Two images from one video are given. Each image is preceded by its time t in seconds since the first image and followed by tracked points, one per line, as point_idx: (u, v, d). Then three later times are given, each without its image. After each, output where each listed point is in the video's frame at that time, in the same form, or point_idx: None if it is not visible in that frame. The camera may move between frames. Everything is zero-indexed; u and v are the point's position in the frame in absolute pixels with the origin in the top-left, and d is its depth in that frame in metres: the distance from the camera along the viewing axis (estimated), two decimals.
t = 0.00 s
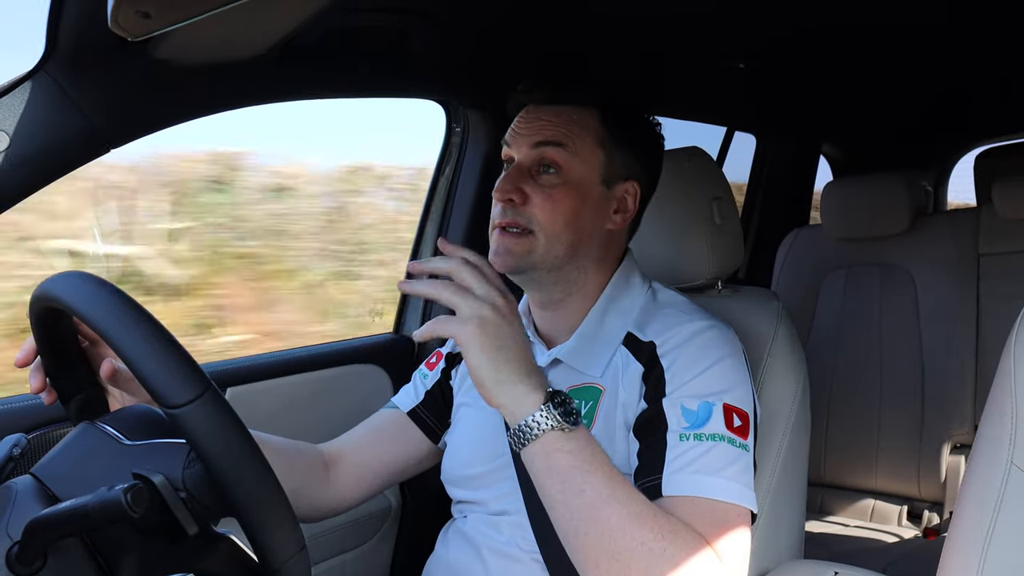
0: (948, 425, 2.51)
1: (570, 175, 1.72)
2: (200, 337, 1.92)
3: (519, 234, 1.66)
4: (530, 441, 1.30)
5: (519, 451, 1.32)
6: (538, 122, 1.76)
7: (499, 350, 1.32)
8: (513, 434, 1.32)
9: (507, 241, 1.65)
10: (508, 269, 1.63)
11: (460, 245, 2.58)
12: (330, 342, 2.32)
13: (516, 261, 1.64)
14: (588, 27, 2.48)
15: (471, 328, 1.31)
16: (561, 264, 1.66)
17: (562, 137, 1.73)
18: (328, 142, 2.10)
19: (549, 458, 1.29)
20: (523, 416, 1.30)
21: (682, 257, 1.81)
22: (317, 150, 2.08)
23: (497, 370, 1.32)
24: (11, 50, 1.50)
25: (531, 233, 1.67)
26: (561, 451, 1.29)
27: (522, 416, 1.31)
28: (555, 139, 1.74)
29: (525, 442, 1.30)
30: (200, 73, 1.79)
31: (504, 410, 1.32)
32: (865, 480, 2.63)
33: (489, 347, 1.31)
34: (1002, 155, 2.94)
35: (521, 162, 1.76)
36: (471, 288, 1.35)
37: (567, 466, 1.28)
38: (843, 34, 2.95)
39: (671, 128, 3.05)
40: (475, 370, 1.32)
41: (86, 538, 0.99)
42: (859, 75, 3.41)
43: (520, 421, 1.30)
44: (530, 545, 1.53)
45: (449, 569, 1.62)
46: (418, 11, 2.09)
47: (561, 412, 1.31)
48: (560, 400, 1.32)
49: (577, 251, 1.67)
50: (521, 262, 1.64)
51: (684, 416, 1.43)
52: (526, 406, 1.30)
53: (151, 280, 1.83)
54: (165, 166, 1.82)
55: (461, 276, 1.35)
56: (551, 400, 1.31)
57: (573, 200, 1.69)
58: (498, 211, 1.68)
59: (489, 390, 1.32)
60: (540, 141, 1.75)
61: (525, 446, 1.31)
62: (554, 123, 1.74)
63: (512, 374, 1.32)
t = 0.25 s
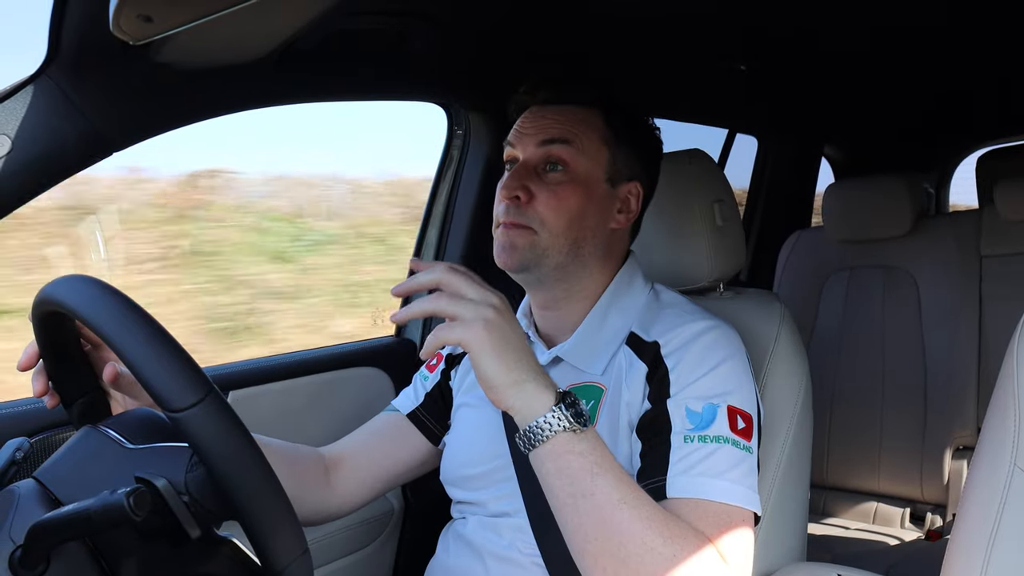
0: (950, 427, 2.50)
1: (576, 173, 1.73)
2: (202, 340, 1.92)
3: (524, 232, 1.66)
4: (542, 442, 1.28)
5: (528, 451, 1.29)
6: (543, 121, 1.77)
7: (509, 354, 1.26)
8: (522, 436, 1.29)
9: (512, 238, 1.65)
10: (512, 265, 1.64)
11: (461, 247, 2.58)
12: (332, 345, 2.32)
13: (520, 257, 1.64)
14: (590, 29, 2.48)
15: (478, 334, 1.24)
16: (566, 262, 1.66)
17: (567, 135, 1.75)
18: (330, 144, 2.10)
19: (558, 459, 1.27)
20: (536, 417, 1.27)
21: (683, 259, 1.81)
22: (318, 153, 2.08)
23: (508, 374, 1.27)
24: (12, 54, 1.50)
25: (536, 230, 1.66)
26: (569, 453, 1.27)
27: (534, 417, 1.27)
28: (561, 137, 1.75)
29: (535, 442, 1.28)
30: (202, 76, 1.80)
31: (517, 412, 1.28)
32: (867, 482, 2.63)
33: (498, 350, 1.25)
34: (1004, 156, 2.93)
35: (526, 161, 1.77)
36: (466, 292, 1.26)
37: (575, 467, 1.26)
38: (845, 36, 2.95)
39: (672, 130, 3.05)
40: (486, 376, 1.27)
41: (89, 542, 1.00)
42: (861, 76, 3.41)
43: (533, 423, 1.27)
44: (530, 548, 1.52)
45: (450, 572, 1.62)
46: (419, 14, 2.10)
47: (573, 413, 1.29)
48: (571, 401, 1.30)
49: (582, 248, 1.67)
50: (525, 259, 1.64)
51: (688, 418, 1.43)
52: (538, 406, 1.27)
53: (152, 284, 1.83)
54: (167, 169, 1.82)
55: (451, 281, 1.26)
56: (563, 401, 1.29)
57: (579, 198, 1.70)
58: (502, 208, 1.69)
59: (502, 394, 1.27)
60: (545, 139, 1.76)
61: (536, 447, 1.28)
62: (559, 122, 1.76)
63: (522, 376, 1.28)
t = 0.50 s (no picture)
0: (950, 427, 2.51)
1: (578, 169, 1.75)
2: (202, 339, 1.92)
3: (528, 228, 1.70)
4: (537, 443, 1.28)
5: (526, 453, 1.30)
6: (544, 118, 1.80)
7: (485, 372, 1.29)
8: (519, 437, 1.29)
9: (516, 234, 1.69)
10: (516, 260, 1.67)
11: (461, 246, 2.58)
12: (331, 344, 2.32)
13: (524, 252, 1.67)
14: (589, 29, 2.48)
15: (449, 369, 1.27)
16: (569, 257, 1.68)
17: (569, 132, 1.77)
18: (330, 144, 2.10)
19: (554, 458, 1.27)
20: (529, 419, 1.28)
21: (682, 259, 1.80)
22: (318, 152, 2.08)
23: (492, 386, 1.29)
24: (13, 52, 1.49)
25: (540, 225, 1.70)
26: (565, 452, 1.27)
27: (525, 423, 1.28)
28: (562, 134, 1.77)
29: (532, 444, 1.28)
30: (202, 75, 1.80)
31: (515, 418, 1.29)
32: (867, 482, 2.63)
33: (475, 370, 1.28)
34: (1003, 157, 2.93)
35: (529, 157, 1.80)
36: (423, 340, 1.30)
37: (571, 466, 1.27)
38: (845, 36, 2.95)
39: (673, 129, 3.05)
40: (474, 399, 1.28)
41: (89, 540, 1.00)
42: (860, 76, 3.41)
43: (529, 425, 1.28)
44: (529, 547, 1.53)
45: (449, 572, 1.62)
46: (419, 13, 2.09)
47: (567, 414, 1.29)
48: (564, 401, 1.31)
49: (586, 243, 1.70)
50: (529, 254, 1.67)
51: (686, 417, 1.43)
52: (532, 409, 1.28)
53: (152, 283, 1.83)
54: (167, 169, 1.82)
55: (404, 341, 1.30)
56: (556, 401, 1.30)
57: (582, 194, 1.73)
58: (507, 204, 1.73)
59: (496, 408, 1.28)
60: (547, 136, 1.78)
61: (532, 448, 1.29)
62: (561, 119, 1.78)
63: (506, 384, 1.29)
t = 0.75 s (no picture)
0: (950, 422, 2.51)
1: (580, 161, 1.76)
2: (202, 336, 1.92)
3: (531, 219, 1.71)
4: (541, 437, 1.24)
5: (530, 445, 1.26)
6: (546, 111, 1.81)
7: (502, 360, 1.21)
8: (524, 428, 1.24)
9: (519, 227, 1.70)
10: (519, 252, 1.68)
11: (461, 242, 2.58)
12: (332, 341, 2.32)
13: (527, 244, 1.68)
14: (589, 24, 2.47)
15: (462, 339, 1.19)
16: (572, 248, 1.69)
17: (571, 124, 1.78)
18: (329, 140, 2.10)
19: (563, 454, 1.24)
20: (537, 412, 1.22)
21: (682, 255, 1.80)
22: (318, 149, 2.08)
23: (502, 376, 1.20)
24: (12, 49, 1.49)
25: (543, 217, 1.71)
26: (574, 448, 1.25)
27: (535, 415, 1.22)
28: (564, 126, 1.78)
29: (538, 437, 1.24)
30: (202, 71, 1.79)
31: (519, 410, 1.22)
32: (868, 478, 2.63)
33: (481, 359, 1.19)
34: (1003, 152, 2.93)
35: (530, 150, 1.80)
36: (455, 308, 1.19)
37: (579, 462, 1.24)
38: (846, 31, 2.95)
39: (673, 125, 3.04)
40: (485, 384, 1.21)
41: (90, 537, 1.00)
42: (860, 71, 3.41)
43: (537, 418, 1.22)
44: (529, 542, 1.53)
45: (449, 568, 1.62)
46: (418, 9, 2.09)
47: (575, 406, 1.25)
48: (572, 394, 1.25)
49: (589, 235, 1.71)
50: (532, 245, 1.68)
51: (687, 412, 1.43)
52: (539, 401, 1.22)
53: (152, 280, 1.83)
54: (166, 165, 1.82)
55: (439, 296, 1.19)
56: (562, 394, 1.24)
57: (584, 185, 1.73)
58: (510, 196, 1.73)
59: (502, 396, 1.21)
60: (549, 128, 1.79)
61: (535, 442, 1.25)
62: (562, 111, 1.79)
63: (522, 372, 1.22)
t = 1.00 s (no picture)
0: (950, 422, 2.51)
1: (606, 167, 1.76)
2: (202, 338, 1.92)
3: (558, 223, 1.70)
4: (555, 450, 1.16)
5: (543, 458, 1.17)
6: (572, 114, 1.79)
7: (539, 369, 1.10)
8: (537, 441, 1.15)
9: (546, 228, 1.69)
10: (544, 255, 1.67)
11: (461, 243, 2.59)
12: (332, 341, 2.32)
13: (554, 247, 1.67)
14: (587, 25, 2.48)
15: (508, 344, 1.03)
16: (594, 254, 1.70)
17: (598, 130, 1.77)
18: (329, 141, 2.10)
19: (579, 465, 1.17)
20: (561, 421, 1.13)
21: (682, 256, 1.79)
22: (317, 150, 2.08)
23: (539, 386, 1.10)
24: (11, 51, 1.49)
25: (571, 221, 1.70)
26: (591, 458, 1.18)
27: (554, 425, 1.13)
28: (592, 131, 1.77)
29: (557, 449, 1.16)
30: (202, 73, 1.80)
31: (540, 423, 1.13)
32: (869, 478, 2.63)
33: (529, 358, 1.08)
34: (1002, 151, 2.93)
35: (556, 151, 1.79)
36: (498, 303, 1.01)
37: (596, 473, 1.18)
38: (845, 31, 2.95)
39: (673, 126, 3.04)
40: (513, 389, 1.09)
41: (91, 538, 1.00)
42: (860, 71, 3.41)
43: (557, 430, 1.14)
44: (529, 543, 1.53)
45: (449, 569, 1.62)
46: (417, 10, 2.09)
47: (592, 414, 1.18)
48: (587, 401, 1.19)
49: (610, 241, 1.72)
50: (558, 249, 1.67)
51: (690, 412, 1.43)
52: (563, 411, 1.14)
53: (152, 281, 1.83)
54: (166, 167, 1.82)
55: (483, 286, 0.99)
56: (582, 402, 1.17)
57: (610, 192, 1.74)
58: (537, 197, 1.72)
59: (529, 406, 1.11)
60: (577, 131, 1.78)
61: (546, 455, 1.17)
62: (589, 115, 1.78)
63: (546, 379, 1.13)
